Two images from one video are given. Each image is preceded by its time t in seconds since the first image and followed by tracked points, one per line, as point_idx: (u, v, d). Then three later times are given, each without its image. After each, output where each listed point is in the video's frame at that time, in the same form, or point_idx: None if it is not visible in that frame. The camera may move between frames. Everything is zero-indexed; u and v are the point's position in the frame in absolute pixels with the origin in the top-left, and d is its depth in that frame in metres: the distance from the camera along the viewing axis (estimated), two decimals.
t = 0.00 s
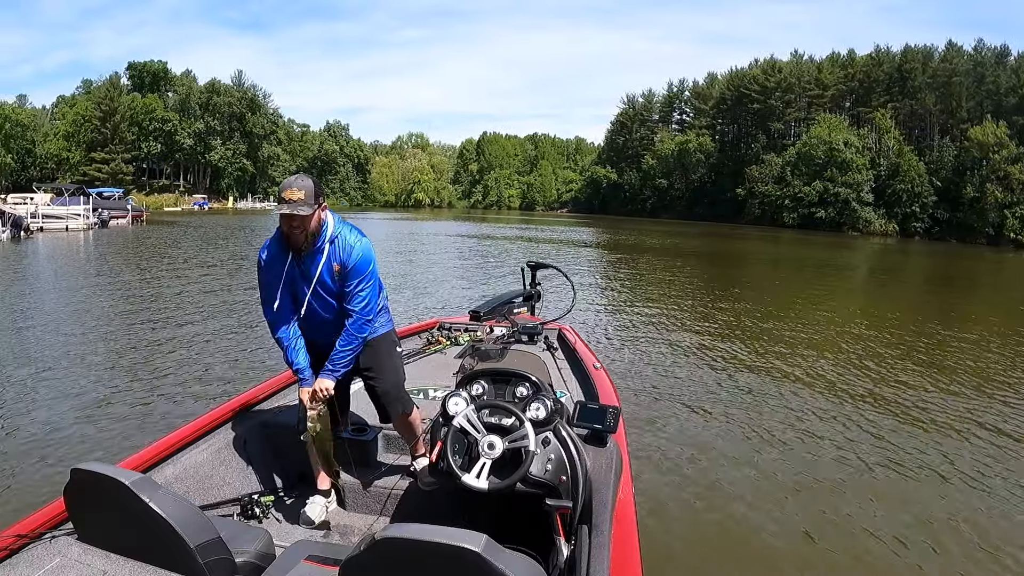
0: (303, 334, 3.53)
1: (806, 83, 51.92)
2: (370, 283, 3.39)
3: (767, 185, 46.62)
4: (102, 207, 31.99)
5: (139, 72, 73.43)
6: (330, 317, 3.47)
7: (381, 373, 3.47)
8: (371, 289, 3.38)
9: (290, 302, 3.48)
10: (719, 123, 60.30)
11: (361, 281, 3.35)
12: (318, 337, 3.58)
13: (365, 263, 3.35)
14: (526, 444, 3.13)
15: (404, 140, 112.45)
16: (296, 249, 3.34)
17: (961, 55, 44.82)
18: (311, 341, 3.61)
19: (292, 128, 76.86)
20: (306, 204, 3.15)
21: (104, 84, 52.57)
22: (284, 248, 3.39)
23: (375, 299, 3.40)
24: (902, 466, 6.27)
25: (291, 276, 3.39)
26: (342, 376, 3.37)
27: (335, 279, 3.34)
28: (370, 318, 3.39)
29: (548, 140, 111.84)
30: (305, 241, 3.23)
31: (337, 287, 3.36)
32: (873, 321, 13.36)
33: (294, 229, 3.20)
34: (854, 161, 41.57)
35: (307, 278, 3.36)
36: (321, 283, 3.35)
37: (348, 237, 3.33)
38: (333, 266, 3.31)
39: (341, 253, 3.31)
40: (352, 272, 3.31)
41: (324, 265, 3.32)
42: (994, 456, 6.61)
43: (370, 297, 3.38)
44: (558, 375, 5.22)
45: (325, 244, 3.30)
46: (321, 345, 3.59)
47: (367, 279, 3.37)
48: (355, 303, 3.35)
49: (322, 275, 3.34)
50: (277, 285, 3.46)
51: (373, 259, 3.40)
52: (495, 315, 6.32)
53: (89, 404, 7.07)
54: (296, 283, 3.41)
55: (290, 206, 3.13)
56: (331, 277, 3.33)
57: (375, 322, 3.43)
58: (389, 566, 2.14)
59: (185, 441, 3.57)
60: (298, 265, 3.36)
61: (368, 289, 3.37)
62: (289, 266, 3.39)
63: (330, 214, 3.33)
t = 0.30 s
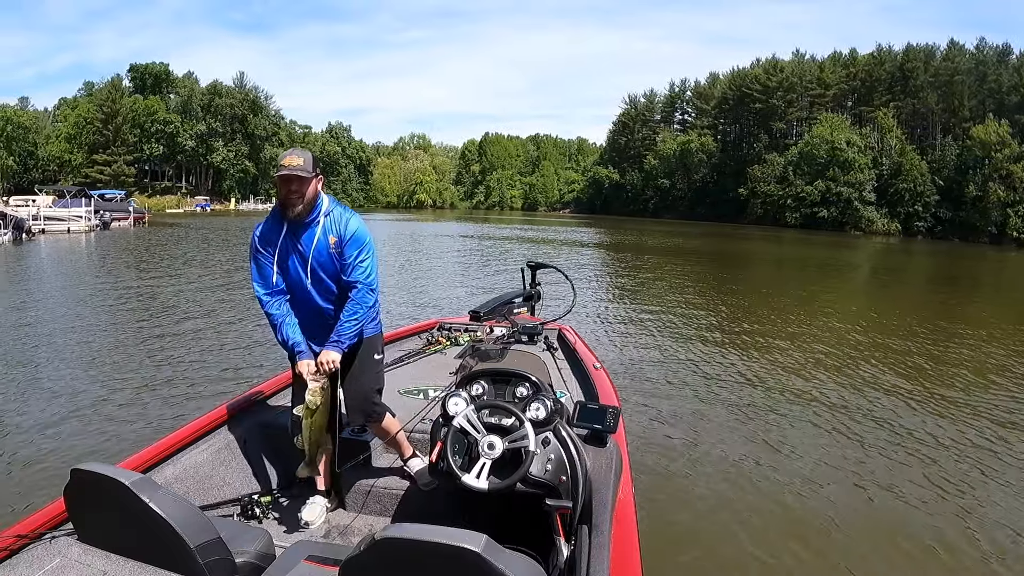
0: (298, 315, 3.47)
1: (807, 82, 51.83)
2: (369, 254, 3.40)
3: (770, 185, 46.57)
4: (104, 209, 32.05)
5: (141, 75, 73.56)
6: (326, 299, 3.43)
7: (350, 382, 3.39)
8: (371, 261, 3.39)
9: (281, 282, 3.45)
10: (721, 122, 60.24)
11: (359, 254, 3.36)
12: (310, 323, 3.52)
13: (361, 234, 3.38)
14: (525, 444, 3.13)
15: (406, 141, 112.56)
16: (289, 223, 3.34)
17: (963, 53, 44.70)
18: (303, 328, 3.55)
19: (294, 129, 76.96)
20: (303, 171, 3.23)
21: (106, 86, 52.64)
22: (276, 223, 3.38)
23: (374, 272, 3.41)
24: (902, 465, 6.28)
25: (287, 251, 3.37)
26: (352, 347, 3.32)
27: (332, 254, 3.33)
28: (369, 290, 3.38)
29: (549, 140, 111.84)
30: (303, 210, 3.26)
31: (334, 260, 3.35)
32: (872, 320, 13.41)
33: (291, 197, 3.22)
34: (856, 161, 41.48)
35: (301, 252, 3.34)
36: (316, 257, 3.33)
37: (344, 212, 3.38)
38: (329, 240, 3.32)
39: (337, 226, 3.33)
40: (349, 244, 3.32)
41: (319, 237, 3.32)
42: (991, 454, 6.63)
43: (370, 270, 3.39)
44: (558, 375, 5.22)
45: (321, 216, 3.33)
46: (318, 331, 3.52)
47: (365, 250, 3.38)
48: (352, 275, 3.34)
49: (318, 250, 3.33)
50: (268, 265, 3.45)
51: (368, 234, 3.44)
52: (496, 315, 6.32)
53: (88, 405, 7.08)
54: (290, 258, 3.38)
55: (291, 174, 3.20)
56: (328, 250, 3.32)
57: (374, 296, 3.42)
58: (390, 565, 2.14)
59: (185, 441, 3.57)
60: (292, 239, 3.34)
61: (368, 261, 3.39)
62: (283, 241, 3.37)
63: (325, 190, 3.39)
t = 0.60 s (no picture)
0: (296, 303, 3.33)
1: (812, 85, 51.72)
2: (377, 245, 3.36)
3: (773, 188, 46.51)
4: (107, 204, 32.06)
5: (145, 70, 73.62)
6: (327, 288, 3.32)
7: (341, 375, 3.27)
8: (379, 253, 3.34)
9: (279, 266, 3.31)
10: (725, 125, 60.14)
11: (368, 241, 3.30)
12: (304, 312, 3.40)
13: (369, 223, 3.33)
14: (525, 444, 3.11)
15: (410, 139, 112.50)
16: (297, 208, 3.27)
17: (969, 58, 44.57)
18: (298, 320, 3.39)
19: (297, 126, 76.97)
20: (320, 157, 3.18)
21: (110, 81, 52.66)
22: (282, 210, 3.33)
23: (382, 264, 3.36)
24: (901, 470, 6.26)
25: (296, 237, 3.27)
26: (358, 328, 3.19)
27: (339, 243, 3.26)
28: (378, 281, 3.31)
29: (553, 140, 111.81)
30: (319, 195, 3.21)
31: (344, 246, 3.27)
32: (873, 323, 13.43)
33: (305, 181, 3.18)
34: (860, 164, 41.42)
35: (309, 236, 3.25)
36: (322, 244, 3.24)
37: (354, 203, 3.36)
38: (337, 228, 3.25)
39: (350, 215, 3.29)
40: (356, 233, 3.26)
41: (330, 224, 3.25)
42: (992, 459, 6.61)
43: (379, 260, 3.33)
44: (558, 375, 5.20)
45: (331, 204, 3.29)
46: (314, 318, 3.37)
47: (373, 239, 3.32)
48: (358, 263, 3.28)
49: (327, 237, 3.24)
50: (269, 248, 3.31)
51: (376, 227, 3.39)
52: (495, 315, 6.29)
53: (87, 399, 7.08)
54: (296, 242, 3.28)
55: (308, 156, 3.15)
56: (335, 240, 3.25)
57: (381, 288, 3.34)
58: (389, 565, 2.12)
59: (185, 441, 3.55)
60: (301, 224, 3.26)
61: (377, 251, 3.34)
62: (293, 226, 3.27)
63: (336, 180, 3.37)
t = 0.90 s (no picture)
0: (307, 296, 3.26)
1: (818, 88, 51.64)
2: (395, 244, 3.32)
3: (777, 190, 46.43)
4: (110, 198, 32.12)
5: (150, 65, 73.75)
6: (338, 284, 3.24)
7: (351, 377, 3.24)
8: (396, 253, 3.30)
9: (292, 255, 3.25)
10: (730, 126, 60.07)
11: (386, 239, 3.27)
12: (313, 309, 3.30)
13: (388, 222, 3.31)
14: (526, 444, 3.09)
15: (415, 137, 112.51)
16: (317, 201, 3.25)
17: (975, 62, 44.49)
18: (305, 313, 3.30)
19: (302, 123, 77.04)
20: (347, 153, 3.19)
21: (115, 76, 52.84)
22: (303, 204, 3.30)
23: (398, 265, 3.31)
24: (902, 474, 6.24)
25: (314, 230, 3.22)
26: (366, 326, 3.13)
27: (356, 238, 3.22)
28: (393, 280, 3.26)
29: (557, 139, 111.80)
30: (341, 191, 3.19)
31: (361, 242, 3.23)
32: (874, 327, 13.40)
33: (331, 176, 3.18)
34: (864, 168, 41.36)
35: (326, 228, 3.21)
36: (338, 237, 3.19)
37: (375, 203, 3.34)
38: (355, 224, 3.21)
39: (370, 213, 3.28)
40: (375, 229, 3.23)
41: (349, 218, 3.22)
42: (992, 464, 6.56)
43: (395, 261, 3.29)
44: (558, 375, 5.18)
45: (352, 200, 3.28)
46: (321, 314, 3.28)
47: (391, 239, 3.30)
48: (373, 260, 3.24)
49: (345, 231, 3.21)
50: (283, 238, 3.26)
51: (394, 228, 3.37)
52: (496, 314, 6.26)
53: (85, 395, 7.06)
54: (312, 234, 3.23)
55: (335, 149, 3.15)
56: (353, 235, 3.21)
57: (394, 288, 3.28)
58: (389, 565, 2.11)
59: (185, 439, 3.56)
60: (320, 218, 3.23)
61: (394, 250, 3.30)
62: (312, 219, 3.23)
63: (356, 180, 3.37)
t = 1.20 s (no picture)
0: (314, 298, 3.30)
1: (819, 83, 51.60)
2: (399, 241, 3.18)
3: (781, 186, 46.29)
4: (114, 210, 32.26)
5: (152, 77, 74.06)
6: (342, 286, 3.22)
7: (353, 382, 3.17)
8: (400, 252, 3.17)
9: (297, 260, 3.35)
10: (732, 123, 60.01)
11: (386, 238, 3.17)
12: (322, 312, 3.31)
13: (391, 219, 3.20)
14: (526, 444, 3.12)
15: (417, 142, 112.72)
16: (322, 203, 3.28)
17: (976, 53, 44.39)
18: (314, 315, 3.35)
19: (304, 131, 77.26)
20: (343, 152, 3.16)
21: (117, 88, 53.06)
22: (312, 207, 3.35)
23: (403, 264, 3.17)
24: (905, 468, 6.25)
25: (318, 236, 3.26)
26: (362, 334, 3.02)
27: (357, 238, 3.18)
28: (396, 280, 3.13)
29: (560, 141, 111.81)
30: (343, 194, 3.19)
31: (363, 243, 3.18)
32: (877, 320, 13.42)
33: (329, 178, 3.18)
34: (868, 161, 41.27)
35: (327, 231, 3.23)
36: (340, 239, 3.18)
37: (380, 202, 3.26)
38: (356, 224, 3.17)
39: (373, 212, 3.20)
40: (375, 228, 3.15)
41: (349, 219, 3.21)
42: (995, 457, 6.57)
43: (399, 261, 3.15)
44: (559, 376, 5.20)
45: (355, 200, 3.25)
46: (327, 316, 3.28)
47: (394, 237, 3.17)
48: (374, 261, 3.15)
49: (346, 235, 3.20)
50: (294, 243, 3.36)
51: (401, 226, 3.25)
52: (496, 315, 6.30)
53: (89, 405, 7.14)
54: (315, 241, 3.27)
55: (333, 152, 3.17)
56: (354, 234, 3.18)
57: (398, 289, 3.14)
58: (389, 567, 2.12)
59: (187, 441, 3.59)
60: (323, 221, 3.26)
61: (397, 251, 3.17)
62: (317, 224, 3.26)
63: (363, 177, 3.32)
